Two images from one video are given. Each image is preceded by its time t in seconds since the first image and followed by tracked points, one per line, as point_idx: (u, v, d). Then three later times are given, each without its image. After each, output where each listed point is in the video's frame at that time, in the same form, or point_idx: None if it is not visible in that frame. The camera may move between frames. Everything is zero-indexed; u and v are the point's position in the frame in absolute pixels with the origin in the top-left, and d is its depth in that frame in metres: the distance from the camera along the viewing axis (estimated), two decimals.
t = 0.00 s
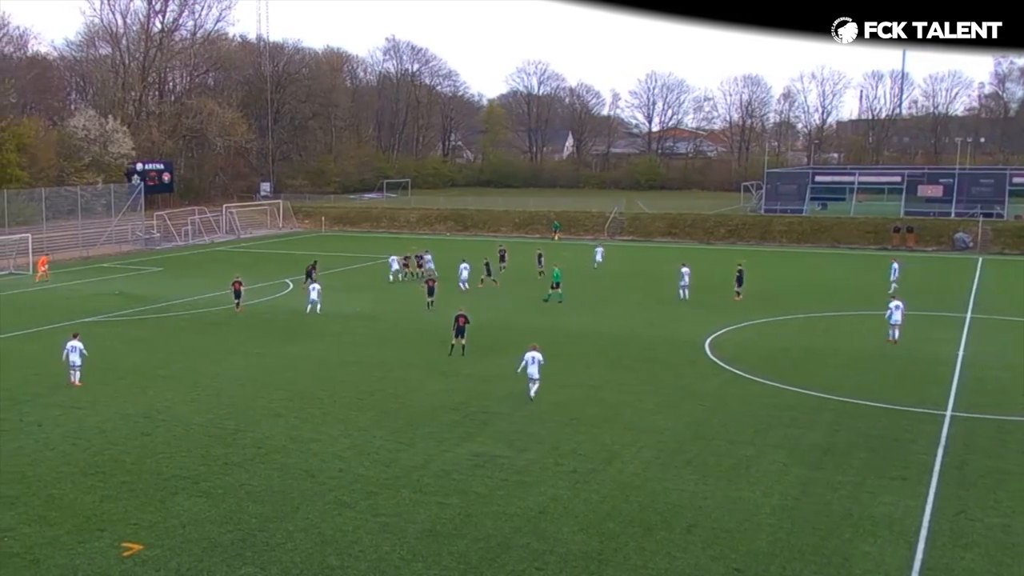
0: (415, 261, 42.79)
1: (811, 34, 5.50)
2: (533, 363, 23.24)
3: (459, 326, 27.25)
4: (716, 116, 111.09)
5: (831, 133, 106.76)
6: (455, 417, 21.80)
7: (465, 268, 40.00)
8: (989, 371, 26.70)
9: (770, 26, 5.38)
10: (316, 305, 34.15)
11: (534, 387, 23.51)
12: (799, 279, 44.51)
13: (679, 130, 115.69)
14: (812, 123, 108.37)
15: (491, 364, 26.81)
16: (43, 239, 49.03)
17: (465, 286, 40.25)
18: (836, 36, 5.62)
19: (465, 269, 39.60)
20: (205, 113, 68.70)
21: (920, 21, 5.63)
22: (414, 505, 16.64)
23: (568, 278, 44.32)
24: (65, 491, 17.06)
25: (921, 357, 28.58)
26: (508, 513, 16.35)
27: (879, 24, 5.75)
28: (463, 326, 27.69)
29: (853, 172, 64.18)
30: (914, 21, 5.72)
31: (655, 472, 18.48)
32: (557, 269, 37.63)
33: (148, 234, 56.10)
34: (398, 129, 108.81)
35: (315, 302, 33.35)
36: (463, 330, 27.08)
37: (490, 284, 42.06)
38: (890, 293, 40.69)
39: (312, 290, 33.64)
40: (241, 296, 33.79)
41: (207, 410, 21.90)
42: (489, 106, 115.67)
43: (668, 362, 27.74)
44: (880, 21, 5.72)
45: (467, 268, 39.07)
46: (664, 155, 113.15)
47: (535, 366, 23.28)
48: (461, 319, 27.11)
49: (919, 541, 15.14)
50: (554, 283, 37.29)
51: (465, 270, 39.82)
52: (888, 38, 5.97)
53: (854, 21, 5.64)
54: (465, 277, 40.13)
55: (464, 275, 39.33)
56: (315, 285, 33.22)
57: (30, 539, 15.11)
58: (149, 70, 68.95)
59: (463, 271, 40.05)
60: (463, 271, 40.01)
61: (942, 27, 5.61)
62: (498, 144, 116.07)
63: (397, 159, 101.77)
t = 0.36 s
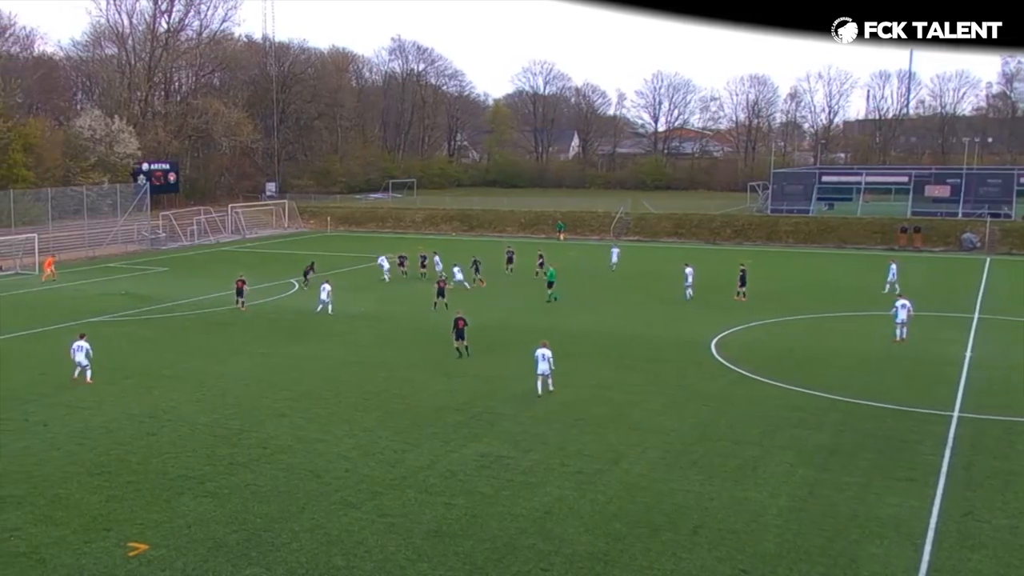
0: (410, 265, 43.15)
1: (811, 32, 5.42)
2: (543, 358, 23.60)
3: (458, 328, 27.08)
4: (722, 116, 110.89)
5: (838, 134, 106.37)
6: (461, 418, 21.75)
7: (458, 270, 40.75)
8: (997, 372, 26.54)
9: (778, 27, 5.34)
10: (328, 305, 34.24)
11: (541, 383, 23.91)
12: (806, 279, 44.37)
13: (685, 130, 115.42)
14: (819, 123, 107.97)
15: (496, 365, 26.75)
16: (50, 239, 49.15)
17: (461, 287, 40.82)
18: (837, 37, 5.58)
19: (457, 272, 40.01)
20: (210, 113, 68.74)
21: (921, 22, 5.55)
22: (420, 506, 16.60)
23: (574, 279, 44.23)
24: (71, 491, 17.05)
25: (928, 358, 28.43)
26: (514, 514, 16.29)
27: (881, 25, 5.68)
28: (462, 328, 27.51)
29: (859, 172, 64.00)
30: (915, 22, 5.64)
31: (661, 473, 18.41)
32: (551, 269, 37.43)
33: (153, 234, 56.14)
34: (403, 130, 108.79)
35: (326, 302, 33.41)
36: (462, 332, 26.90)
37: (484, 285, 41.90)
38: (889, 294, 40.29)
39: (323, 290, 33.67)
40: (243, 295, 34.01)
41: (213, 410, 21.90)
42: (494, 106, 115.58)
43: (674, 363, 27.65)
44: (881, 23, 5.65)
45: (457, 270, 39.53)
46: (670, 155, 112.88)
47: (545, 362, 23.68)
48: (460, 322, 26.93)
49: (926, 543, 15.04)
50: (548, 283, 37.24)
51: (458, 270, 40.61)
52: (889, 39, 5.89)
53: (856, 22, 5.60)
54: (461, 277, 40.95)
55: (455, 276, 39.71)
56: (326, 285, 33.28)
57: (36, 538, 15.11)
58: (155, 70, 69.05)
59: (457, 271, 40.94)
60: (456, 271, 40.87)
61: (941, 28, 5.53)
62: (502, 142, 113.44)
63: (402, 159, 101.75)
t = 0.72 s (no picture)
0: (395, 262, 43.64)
1: (811, 32, 5.40)
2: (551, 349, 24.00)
3: (453, 327, 27.07)
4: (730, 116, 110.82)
5: (846, 133, 106.12)
6: (467, 418, 21.71)
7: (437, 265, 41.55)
8: (1007, 373, 26.36)
9: (791, 27, 5.30)
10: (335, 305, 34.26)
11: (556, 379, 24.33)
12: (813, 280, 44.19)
13: (693, 130, 115.20)
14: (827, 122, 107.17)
15: (503, 365, 26.71)
16: (57, 239, 49.31)
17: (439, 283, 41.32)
18: (838, 36, 5.55)
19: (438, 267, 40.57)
20: (217, 113, 68.95)
21: (921, 21, 5.54)
22: (425, 506, 16.55)
23: (581, 279, 44.16)
24: (77, 490, 17.07)
25: (937, 358, 28.27)
26: (520, 514, 16.23)
27: (881, 26, 5.69)
28: (460, 328, 27.48)
29: (868, 172, 63.67)
30: (916, 22, 5.66)
31: (667, 474, 18.33)
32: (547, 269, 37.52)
33: (160, 234, 56.26)
34: (410, 129, 108.94)
35: (332, 302, 33.45)
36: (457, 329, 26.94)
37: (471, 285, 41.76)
38: (887, 294, 40.08)
39: (329, 290, 33.69)
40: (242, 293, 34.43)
41: (219, 410, 21.88)
42: (501, 106, 115.66)
43: (682, 363, 27.54)
44: (882, 22, 5.65)
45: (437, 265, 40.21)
46: (677, 155, 112.70)
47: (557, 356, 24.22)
48: (456, 322, 26.87)
49: (934, 544, 14.94)
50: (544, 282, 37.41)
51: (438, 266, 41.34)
52: (889, 39, 5.94)
53: (856, 21, 5.57)
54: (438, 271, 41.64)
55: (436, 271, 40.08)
56: (331, 284, 33.29)
57: (43, 538, 15.11)
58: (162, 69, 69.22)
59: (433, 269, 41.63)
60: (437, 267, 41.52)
61: (944, 28, 5.50)
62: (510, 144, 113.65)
63: (409, 159, 101.85)
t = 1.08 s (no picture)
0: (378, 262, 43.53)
1: (816, 32, 5.55)
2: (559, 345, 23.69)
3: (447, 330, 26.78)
4: (744, 116, 110.27)
5: (862, 133, 105.36)
6: (480, 419, 21.60)
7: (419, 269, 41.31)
8: None
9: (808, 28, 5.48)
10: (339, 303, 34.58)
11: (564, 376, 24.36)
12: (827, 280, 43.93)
13: (707, 130, 114.63)
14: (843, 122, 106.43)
15: (516, 366, 26.59)
16: (70, 239, 49.50)
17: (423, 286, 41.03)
18: (837, 35, 5.69)
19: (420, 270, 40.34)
20: (229, 113, 69.18)
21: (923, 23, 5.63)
22: (437, 508, 16.43)
23: (594, 279, 43.96)
24: (90, 490, 17.06)
25: (954, 360, 27.96)
26: (532, 516, 16.11)
27: (880, 25, 5.82)
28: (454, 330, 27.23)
29: (884, 172, 63.22)
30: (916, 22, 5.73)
31: (681, 476, 18.15)
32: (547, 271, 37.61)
33: (172, 234, 56.44)
34: (422, 129, 108.98)
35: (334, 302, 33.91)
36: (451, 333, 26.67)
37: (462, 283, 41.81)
38: (894, 295, 39.91)
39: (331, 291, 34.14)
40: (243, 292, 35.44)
41: (231, 410, 21.84)
42: (514, 106, 115.51)
43: (695, 365, 27.32)
44: (882, 22, 5.78)
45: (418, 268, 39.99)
46: (691, 155, 112.18)
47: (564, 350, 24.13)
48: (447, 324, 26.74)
49: (950, 548, 14.71)
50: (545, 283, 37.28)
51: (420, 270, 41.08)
52: (891, 38, 6.08)
53: (858, 20, 5.72)
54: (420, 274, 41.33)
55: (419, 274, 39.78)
56: (332, 284, 33.59)
57: (55, 538, 15.09)
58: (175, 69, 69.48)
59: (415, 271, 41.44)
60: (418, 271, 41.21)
61: (946, 26, 5.57)
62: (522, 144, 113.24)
63: (421, 159, 101.83)
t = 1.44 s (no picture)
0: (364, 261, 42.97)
1: (816, 28, 6.04)
2: (569, 342, 23.76)
3: (436, 330, 26.54)
4: (764, 115, 109.50)
5: (884, 133, 104.32)
6: (495, 421, 21.41)
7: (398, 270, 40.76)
8: None
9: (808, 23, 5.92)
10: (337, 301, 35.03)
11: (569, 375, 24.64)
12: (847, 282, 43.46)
13: (726, 130, 113.81)
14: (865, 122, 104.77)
15: (532, 368, 26.40)
16: (87, 239, 49.74)
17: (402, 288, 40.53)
18: (839, 33, 6.17)
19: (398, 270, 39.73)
20: (246, 113, 69.54)
21: (921, 23, 6.15)
22: (453, 510, 16.26)
23: (611, 281, 43.67)
24: (105, 490, 17.03)
25: (977, 363, 27.48)
26: (549, 519, 15.91)
27: (881, 25, 6.26)
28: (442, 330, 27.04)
29: (906, 172, 62.50)
30: (917, 23, 6.24)
31: (699, 480, 17.88)
32: (550, 273, 37.53)
33: (189, 234, 56.65)
34: (439, 129, 109.01)
35: (333, 299, 34.25)
36: (441, 333, 26.53)
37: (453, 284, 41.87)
38: (904, 298, 39.29)
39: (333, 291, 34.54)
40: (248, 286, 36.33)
41: (247, 411, 21.77)
42: (532, 105, 115.23)
43: (713, 367, 27.02)
44: (882, 23, 6.22)
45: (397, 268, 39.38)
46: (710, 155, 111.41)
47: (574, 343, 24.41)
48: (436, 323, 26.50)
49: (973, 554, 14.37)
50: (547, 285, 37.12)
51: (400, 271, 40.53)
52: (891, 38, 6.54)
53: (858, 21, 6.20)
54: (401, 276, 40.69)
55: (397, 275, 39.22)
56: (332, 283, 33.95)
57: (72, 538, 15.05)
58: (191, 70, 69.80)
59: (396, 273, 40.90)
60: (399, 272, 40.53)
61: (943, 28, 6.06)
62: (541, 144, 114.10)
63: (438, 159, 101.76)
